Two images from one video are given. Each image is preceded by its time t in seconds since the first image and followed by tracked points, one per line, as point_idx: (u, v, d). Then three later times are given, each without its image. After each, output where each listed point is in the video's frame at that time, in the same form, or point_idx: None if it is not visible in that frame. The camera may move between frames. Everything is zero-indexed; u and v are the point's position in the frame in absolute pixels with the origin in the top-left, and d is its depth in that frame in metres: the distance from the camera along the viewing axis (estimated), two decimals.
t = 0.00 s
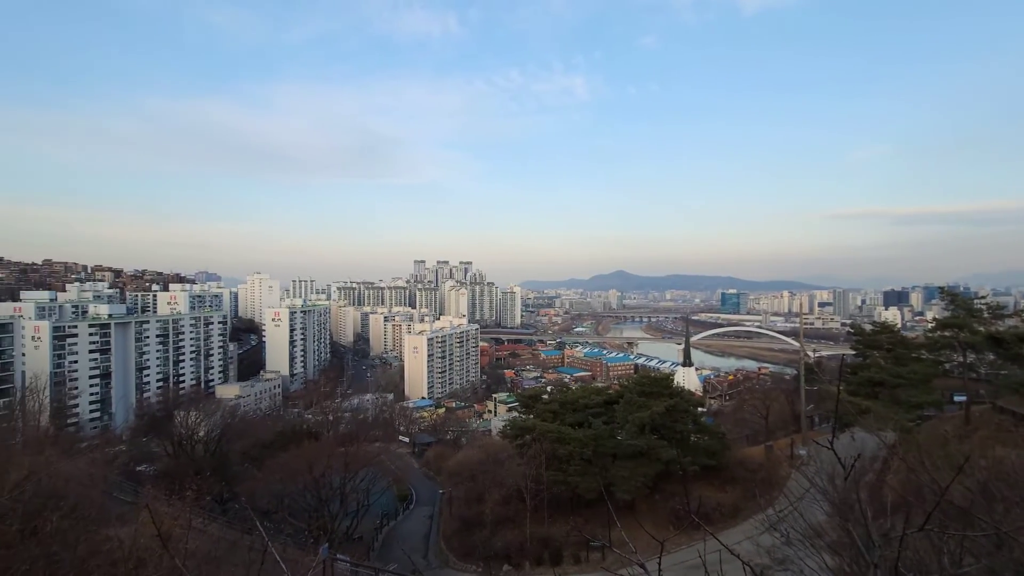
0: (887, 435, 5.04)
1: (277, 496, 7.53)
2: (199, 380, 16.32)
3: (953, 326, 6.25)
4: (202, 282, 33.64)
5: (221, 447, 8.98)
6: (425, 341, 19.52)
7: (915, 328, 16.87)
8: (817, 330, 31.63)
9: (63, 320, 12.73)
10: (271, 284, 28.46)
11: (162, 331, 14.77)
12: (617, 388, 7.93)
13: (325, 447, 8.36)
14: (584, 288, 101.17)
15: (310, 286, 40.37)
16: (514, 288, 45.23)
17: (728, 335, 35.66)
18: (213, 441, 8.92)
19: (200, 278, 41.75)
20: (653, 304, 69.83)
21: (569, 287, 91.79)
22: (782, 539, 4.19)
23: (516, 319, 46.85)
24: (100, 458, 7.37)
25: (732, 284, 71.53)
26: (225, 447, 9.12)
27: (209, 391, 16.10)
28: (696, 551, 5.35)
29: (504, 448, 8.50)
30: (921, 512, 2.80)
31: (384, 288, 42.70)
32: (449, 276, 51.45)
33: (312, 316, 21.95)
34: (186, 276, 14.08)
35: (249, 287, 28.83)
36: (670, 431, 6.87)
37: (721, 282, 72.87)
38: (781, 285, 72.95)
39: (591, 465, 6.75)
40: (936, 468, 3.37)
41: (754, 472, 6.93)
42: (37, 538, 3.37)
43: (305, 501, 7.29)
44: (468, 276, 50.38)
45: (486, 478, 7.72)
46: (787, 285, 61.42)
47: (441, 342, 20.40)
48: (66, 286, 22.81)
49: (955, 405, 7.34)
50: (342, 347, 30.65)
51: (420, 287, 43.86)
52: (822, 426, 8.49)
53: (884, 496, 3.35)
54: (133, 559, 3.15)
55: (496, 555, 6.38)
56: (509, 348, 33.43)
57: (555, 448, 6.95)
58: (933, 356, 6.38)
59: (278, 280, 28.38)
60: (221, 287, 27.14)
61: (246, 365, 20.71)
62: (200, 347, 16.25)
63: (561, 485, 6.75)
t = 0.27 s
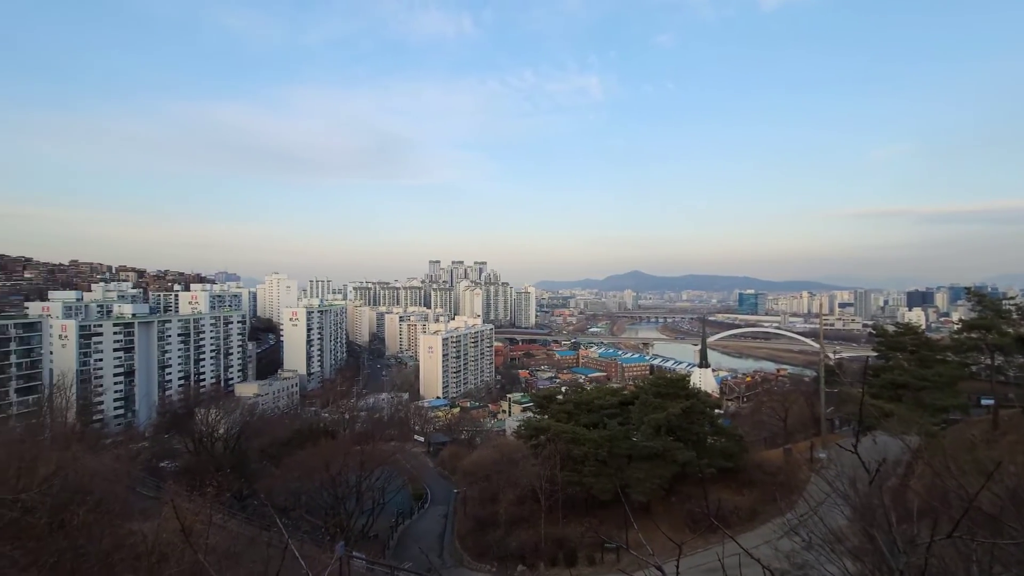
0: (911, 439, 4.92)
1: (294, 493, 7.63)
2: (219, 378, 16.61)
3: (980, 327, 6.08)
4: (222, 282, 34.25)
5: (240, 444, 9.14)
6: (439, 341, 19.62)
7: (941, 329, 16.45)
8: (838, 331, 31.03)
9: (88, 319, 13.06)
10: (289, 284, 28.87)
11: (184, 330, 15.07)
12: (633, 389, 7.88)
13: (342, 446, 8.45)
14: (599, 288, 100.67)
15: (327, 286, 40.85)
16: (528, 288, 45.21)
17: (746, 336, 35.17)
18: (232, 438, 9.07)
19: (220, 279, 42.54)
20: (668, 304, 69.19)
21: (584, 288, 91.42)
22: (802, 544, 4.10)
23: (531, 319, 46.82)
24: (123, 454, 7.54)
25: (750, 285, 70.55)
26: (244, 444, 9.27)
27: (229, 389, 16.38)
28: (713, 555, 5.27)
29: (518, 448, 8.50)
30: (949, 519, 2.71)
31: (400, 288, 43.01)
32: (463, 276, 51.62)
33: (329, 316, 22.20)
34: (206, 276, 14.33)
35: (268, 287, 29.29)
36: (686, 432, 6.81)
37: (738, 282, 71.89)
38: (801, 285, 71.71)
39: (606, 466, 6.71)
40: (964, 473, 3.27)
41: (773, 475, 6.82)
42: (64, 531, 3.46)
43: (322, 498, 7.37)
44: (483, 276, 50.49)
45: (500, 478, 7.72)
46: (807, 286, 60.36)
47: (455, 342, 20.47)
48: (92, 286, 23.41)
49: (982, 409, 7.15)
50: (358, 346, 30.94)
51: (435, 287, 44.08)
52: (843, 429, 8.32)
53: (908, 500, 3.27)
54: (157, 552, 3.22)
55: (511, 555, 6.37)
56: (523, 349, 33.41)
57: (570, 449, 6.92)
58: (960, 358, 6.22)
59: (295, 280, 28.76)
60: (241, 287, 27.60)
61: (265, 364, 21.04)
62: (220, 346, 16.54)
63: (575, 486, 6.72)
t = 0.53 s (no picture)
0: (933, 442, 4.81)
1: (310, 490, 7.72)
2: (237, 377, 16.88)
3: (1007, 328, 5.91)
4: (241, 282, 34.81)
5: (258, 441, 9.28)
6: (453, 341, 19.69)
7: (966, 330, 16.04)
8: (859, 332, 30.44)
9: (112, 318, 13.36)
10: (306, 284, 29.23)
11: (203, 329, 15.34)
12: (647, 389, 7.83)
13: (357, 444, 8.53)
14: (613, 288, 99.96)
15: (343, 286, 41.26)
16: (542, 288, 45.14)
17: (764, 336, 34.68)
18: (250, 435, 9.23)
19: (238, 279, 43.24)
20: (684, 304, 68.52)
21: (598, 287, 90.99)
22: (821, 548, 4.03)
23: (545, 319, 46.74)
24: (145, 450, 7.71)
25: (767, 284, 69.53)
26: (261, 441, 9.42)
27: (247, 388, 16.63)
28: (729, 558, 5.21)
29: (532, 448, 8.47)
30: (974, 524, 2.65)
31: (414, 288, 43.26)
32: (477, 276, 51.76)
33: (344, 315, 22.42)
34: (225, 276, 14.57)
35: (285, 287, 29.69)
36: (701, 434, 6.74)
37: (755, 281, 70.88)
38: (820, 284, 70.39)
39: (620, 466, 6.67)
40: (990, 478, 3.18)
41: (790, 478, 6.71)
42: (89, 524, 3.53)
43: (337, 496, 7.45)
44: (496, 276, 50.56)
45: (514, 477, 7.73)
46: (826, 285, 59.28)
47: (469, 342, 20.53)
48: (116, 286, 23.96)
49: (1008, 412, 6.96)
50: (373, 346, 31.19)
51: (449, 287, 44.24)
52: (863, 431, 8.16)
53: (932, 506, 3.19)
54: (177, 547, 3.27)
55: (524, 555, 6.37)
56: (537, 349, 33.37)
57: (584, 450, 6.88)
58: (986, 360, 6.06)
59: (312, 280, 29.10)
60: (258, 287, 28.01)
61: (282, 363, 21.33)
62: (238, 345, 16.81)
63: (589, 487, 6.69)
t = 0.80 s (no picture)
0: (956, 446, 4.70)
1: (325, 488, 7.80)
2: (254, 375, 17.11)
3: None
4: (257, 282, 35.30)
5: (274, 439, 9.41)
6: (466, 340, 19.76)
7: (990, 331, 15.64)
8: (878, 332, 29.91)
9: (132, 317, 13.65)
10: (320, 284, 29.55)
11: (220, 328, 15.59)
12: (661, 390, 7.77)
13: (371, 442, 8.59)
14: (627, 288, 99.32)
15: (357, 286, 41.62)
16: (555, 288, 45.04)
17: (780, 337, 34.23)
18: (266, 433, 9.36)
19: (255, 279, 43.85)
20: (698, 304, 67.87)
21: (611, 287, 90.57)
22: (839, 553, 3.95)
23: (557, 319, 46.64)
24: (165, 447, 7.86)
25: (784, 284, 68.57)
26: (277, 439, 9.54)
27: (263, 386, 16.86)
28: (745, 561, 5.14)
29: (544, 448, 8.46)
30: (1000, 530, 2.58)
31: (427, 288, 43.46)
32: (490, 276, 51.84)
33: (358, 315, 22.63)
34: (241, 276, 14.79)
35: (300, 287, 30.04)
36: (716, 435, 6.68)
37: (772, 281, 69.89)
38: (839, 284, 69.16)
39: (633, 467, 6.63)
40: (1016, 482, 3.10)
41: (808, 480, 6.62)
42: (111, 519, 3.61)
43: (351, 493, 7.52)
44: (509, 276, 50.59)
45: (527, 477, 7.73)
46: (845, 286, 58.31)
47: (482, 341, 20.58)
48: (136, 285, 24.46)
49: None
50: (386, 345, 31.40)
51: (462, 287, 44.37)
52: (883, 434, 8.01)
53: (955, 511, 3.11)
54: (196, 542, 3.33)
55: (537, 555, 6.36)
56: (549, 348, 33.31)
57: (597, 450, 6.86)
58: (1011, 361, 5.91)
59: (327, 280, 29.40)
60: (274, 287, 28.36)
61: (297, 362, 21.58)
62: (254, 344, 17.04)
63: (602, 488, 6.66)
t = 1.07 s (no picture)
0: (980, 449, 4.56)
1: (340, 485, 7.87)
2: (270, 373, 17.35)
3: None
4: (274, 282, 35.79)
5: (290, 436, 9.53)
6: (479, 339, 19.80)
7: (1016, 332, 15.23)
8: (899, 333, 29.31)
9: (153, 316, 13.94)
10: (336, 284, 29.86)
11: (238, 327, 15.83)
12: (675, 390, 7.72)
13: (385, 441, 8.67)
14: (641, 288, 98.70)
15: (371, 286, 41.96)
16: (568, 287, 44.93)
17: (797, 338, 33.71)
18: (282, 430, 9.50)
19: (271, 278, 44.49)
20: (713, 304, 67.16)
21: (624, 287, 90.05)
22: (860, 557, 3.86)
23: (571, 318, 46.49)
24: (184, 443, 8.00)
25: (801, 284, 67.52)
26: (293, 436, 9.68)
27: (279, 384, 17.08)
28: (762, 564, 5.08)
29: (557, 448, 8.44)
30: None
31: (441, 287, 43.66)
32: (503, 276, 51.89)
33: (373, 314, 22.83)
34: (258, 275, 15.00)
35: (316, 286, 30.39)
36: (732, 436, 6.61)
37: (789, 281, 68.86)
38: (858, 283, 67.89)
39: (647, 468, 6.58)
40: None
41: (826, 483, 6.51)
42: (132, 513, 3.69)
43: (366, 491, 7.57)
44: (523, 276, 50.58)
45: (540, 477, 7.70)
46: (864, 286, 57.22)
47: (495, 341, 20.60)
48: (157, 285, 24.95)
49: None
50: (400, 344, 31.61)
51: (475, 286, 44.46)
52: (904, 437, 7.84)
53: (980, 514, 3.02)
54: (215, 537, 3.38)
55: (550, 555, 6.35)
56: (563, 348, 33.23)
57: (611, 451, 6.83)
58: None
59: (341, 280, 29.69)
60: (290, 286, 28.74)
61: (312, 361, 21.83)
62: (271, 342, 17.28)
63: (616, 488, 6.63)
